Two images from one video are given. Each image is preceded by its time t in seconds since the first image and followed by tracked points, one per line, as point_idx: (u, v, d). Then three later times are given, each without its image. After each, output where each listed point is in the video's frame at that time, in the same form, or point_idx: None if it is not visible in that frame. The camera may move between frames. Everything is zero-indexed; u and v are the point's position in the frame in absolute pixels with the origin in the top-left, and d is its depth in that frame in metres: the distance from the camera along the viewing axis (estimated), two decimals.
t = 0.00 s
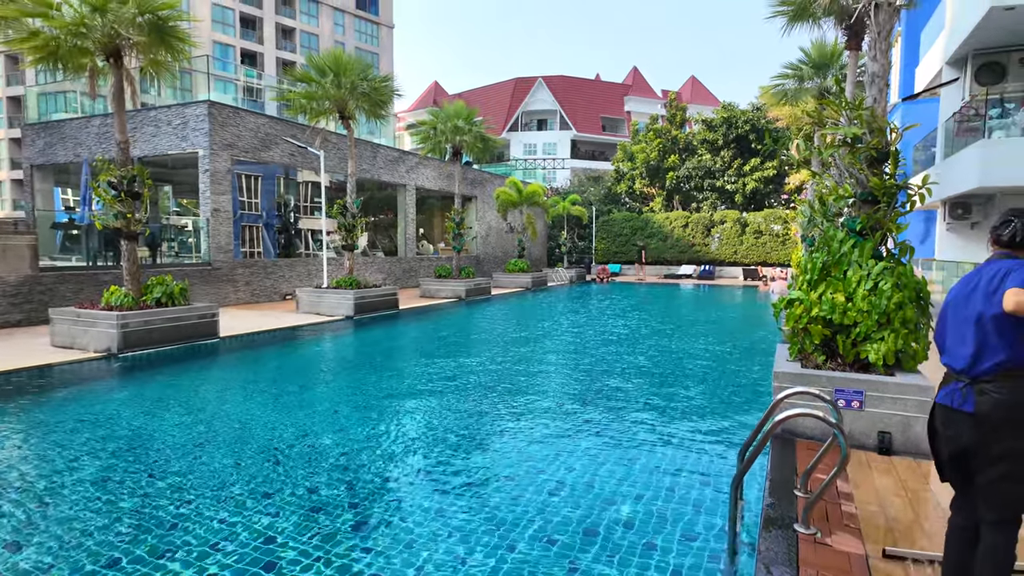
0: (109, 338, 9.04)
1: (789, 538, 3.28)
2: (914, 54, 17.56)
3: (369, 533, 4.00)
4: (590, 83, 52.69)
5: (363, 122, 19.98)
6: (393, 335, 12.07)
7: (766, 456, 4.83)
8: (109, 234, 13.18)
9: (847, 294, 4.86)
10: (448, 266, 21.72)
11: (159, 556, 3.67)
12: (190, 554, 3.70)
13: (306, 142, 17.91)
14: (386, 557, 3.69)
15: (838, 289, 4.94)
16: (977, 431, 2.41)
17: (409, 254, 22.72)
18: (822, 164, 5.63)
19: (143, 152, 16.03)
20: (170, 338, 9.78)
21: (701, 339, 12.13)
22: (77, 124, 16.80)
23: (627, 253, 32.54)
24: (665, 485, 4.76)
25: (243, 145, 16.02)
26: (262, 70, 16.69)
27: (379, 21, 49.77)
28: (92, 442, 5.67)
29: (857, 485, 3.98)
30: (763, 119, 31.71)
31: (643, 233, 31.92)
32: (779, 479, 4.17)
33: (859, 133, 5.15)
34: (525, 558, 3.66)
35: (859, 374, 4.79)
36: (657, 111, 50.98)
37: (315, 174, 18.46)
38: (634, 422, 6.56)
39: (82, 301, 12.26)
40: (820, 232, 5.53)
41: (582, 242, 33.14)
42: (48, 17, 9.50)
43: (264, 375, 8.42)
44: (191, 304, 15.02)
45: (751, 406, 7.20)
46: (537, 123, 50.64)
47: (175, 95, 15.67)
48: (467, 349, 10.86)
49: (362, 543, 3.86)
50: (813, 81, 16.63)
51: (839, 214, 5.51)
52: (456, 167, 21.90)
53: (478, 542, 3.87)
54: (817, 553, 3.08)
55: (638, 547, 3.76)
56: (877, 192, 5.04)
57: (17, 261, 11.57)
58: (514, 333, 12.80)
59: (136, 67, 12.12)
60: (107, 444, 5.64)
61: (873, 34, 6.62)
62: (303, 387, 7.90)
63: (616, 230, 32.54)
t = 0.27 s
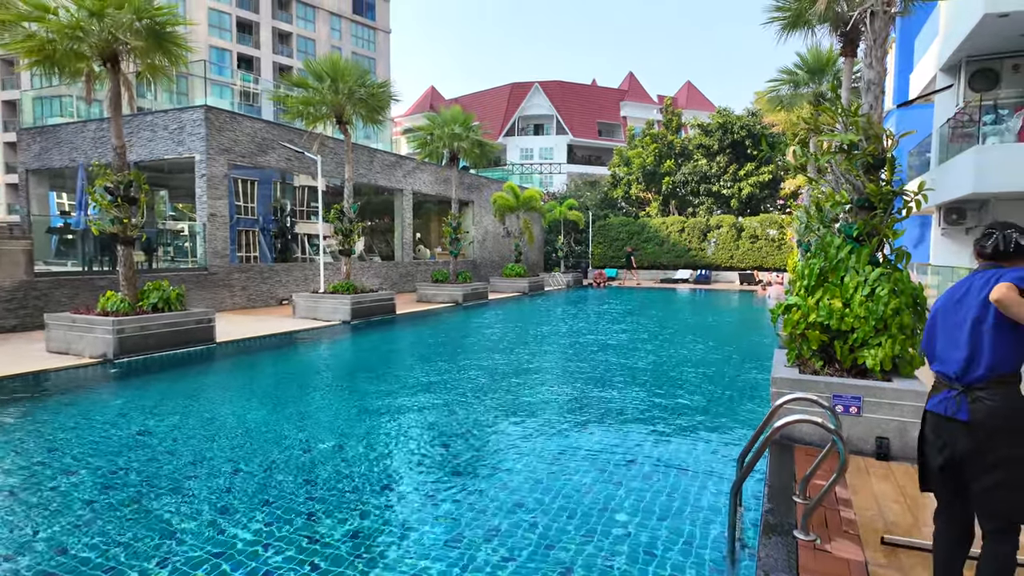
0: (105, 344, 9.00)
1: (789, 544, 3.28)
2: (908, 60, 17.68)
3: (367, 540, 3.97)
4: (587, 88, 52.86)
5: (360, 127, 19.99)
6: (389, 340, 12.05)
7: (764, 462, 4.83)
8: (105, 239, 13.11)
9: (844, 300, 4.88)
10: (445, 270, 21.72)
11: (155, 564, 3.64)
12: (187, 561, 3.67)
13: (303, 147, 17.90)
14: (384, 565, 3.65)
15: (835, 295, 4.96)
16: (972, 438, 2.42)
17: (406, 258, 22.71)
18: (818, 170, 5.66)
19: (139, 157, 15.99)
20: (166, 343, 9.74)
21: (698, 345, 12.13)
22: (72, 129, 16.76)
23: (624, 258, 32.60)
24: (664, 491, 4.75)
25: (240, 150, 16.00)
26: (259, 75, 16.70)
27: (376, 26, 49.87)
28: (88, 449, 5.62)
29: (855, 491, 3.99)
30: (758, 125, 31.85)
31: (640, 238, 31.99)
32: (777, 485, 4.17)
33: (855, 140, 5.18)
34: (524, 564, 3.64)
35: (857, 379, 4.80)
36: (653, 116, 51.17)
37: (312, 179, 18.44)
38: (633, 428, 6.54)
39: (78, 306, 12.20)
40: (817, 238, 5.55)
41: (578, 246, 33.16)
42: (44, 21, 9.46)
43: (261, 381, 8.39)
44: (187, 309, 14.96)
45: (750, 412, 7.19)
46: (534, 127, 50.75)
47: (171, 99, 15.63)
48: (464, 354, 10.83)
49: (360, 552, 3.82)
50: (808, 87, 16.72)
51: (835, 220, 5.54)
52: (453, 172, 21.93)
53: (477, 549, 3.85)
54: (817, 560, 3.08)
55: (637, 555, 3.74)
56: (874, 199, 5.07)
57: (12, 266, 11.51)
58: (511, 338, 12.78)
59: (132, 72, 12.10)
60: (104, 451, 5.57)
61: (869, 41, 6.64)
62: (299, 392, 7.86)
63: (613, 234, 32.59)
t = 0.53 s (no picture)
0: (106, 351, 9.00)
1: (791, 554, 3.27)
2: (908, 67, 17.74)
3: (368, 549, 3.93)
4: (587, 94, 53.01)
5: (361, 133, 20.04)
6: (390, 346, 12.03)
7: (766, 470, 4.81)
8: (106, 245, 13.15)
9: (845, 308, 4.88)
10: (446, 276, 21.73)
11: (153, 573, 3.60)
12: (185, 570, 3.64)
13: (304, 154, 17.95)
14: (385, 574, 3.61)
15: (836, 302, 4.96)
16: (970, 450, 2.41)
17: (407, 264, 22.72)
18: (819, 178, 5.66)
19: (141, 163, 16.04)
20: (167, 350, 9.74)
21: (700, 350, 12.08)
22: (75, 135, 16.81)
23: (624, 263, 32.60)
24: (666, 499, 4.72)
25: (241, 156, 16.04)
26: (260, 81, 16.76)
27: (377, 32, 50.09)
28: (88, 457, 5.58)
29: (858, 500, 3.98)
30: (759, 130, 31.91)
31: (641, 243, 32.01)
32: (780, 494, 4.16)
33: (855, 148, 5.19)
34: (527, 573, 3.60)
35: (858, 387, 4.79)
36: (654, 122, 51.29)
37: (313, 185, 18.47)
38: (635, 435, 6.48)
39: (79, 313, 12.20)
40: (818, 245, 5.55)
41: (579, 252, 33.17)
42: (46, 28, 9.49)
43: (261, 388, 8.37)
44: (188, 315, 14.96)
45: (752, 419, 7.13)
46: (534, 133, 50.87)
47: (173, 106, 15.67)
48: (465, 361, 10.77)
49: (359, 562, 3.76)
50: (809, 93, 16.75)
51: (836, 227, 5.54)
52: (454, 178, 21.97)
53: (479, 557, 3.81)
54: (821, 571, 3.06)
55: (639, 564, 3.72)
56: (874, 207, 5.08)
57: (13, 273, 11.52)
58: (512, 344, 12.74)
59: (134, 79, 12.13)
60: (104, 459, 5.53)
61: (868, 49, 6.66)
62: (299, 399, 7.82)
63: (614, 239, 32.61)
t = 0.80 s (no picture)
0: (125, 359, 9.15)
1: (806, 570, 3.21)
2: (926, 73, 17.55)
3: (380, 560, 3.91)
4: (600, 102, 53.06)
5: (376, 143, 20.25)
6: (403, 355, 12.06)
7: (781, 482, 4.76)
8: (126, 255, 13.41)
9: (861, 318, 4.83)
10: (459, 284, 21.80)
11: None
12: None
13: (320, 164, 18.16)
14: None
15: (852, 313, 4.90)
16: (989, 472, 2.38)
17: (421, 272, 22.84)
18: (833, 188, 5.62)
19: (160, 174, 16.32)
20: (184, 358, 9.86)
21: (715, 359, 11.93)
22: (96, 147, 17.16)
23: (638, 271, 32.51)
24: (680, 511, 4.66)
25: (258, 166, 16.27)
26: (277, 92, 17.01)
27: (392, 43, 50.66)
28: (105, 466, 5.63)
29: (874, 514, 3.92)
30: (774, 137, 31.71)
31: (655, 251, 31.89)
32: (794, 507, 4.10)
33: (870, 158, 5.15)
34: None
35: (876, 399, 4.72)
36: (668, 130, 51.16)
37: (328, 195, 18.65)
38: (649, 446, 6.39)
39: (99, 321, 12.42)
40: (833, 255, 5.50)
41: (592, 260, 33.12)
42: (70, 43, 9.70)
43: (276, 396, 8.44)
44: (205, 323, 15.14)
45: (769, 430, 7.02)
46: (547, 141, 51.00)
47: (192, 117, 15.91)
48: (478, 370, 10.73)
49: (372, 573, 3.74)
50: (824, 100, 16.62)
51: (851, 238, 5.49)
52: (467, 187, 22.09)
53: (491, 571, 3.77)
54: None
55: None
56: (890, 216, 5.03)
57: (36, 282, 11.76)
58: (525, 353, 12.69)
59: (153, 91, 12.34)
60: (121, 468, 5.57)
61: (883, 58, 6.60)
62: (312, 408, 7.85)
63: (628, 247, 32.54)
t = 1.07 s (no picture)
0: (140, 369, 9.25)
1: None
2: (942, 82, 17.38)
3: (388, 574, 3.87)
4: (613, 112, 53.16)
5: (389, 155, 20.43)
6: (415, 366, 12.07)
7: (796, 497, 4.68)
8: (143, 266, 13.68)
9: (876, 331, 4.76)
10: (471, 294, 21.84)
11: None
12: None
13: (334, 176, 18.34)
14: None
15: (867, 325, 4.84)
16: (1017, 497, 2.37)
17: (433, 283, 22.93)
18: (847, 200, 5.57)
19: (177, 186, 16.58)
20: (198, 369, 9.95)
21: (730, 371, 11.79)
22: (116, 160, 17.49)
23: (650, 281, 32.39)
24: (693, 526, 4.58)
25: (273, 178, 16.47)
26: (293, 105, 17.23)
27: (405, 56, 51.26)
28: (120, 477, 5.66)
29: (891, 532, 3.84)
30: (787, 147, 31.51)
31: (667, 261, 31.78)
32: (809, 524, 4.03)
33: (884, 169, 5.10)
34: None
35: (891, 413, 4.65)
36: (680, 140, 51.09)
37: (342, 206, 18.81)
38: (662, 459, 6.30)
39: (116, 331, 12.59)
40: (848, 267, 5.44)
41: (605, 270, 33.06)
42: (91, 60, 9.92)
43: (288, 406, 8.48)
44: (219, 333, 15.29)
45: (784, 443, 6.90)
46: (560, 152, 51.14)
47: (210, 130, 16.15)
48: (490, 381, 10.69)
49: None
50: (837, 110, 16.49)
51: (865, 249, 5.43)
52: (479, 198, 22.18)
53: None
54: None
55: None
56: (905, 227, 4.97)
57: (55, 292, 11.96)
58: (537, 365, 12.63)
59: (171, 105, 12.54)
60: (134, 480, 5.58)
61: (897, 69, 6.53)
62: (323, 419, 7.86)
63: (640, 257, 32.45)
